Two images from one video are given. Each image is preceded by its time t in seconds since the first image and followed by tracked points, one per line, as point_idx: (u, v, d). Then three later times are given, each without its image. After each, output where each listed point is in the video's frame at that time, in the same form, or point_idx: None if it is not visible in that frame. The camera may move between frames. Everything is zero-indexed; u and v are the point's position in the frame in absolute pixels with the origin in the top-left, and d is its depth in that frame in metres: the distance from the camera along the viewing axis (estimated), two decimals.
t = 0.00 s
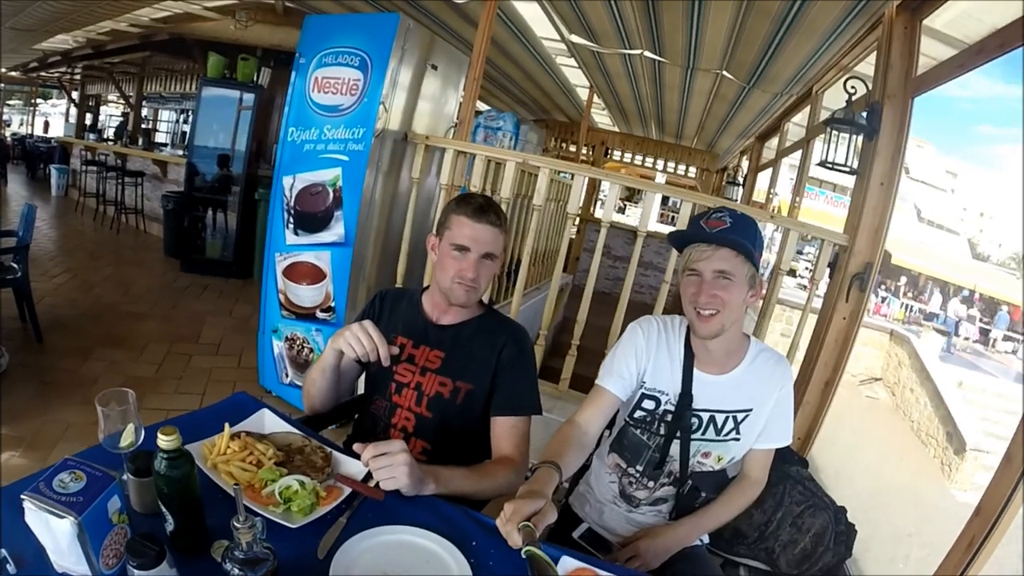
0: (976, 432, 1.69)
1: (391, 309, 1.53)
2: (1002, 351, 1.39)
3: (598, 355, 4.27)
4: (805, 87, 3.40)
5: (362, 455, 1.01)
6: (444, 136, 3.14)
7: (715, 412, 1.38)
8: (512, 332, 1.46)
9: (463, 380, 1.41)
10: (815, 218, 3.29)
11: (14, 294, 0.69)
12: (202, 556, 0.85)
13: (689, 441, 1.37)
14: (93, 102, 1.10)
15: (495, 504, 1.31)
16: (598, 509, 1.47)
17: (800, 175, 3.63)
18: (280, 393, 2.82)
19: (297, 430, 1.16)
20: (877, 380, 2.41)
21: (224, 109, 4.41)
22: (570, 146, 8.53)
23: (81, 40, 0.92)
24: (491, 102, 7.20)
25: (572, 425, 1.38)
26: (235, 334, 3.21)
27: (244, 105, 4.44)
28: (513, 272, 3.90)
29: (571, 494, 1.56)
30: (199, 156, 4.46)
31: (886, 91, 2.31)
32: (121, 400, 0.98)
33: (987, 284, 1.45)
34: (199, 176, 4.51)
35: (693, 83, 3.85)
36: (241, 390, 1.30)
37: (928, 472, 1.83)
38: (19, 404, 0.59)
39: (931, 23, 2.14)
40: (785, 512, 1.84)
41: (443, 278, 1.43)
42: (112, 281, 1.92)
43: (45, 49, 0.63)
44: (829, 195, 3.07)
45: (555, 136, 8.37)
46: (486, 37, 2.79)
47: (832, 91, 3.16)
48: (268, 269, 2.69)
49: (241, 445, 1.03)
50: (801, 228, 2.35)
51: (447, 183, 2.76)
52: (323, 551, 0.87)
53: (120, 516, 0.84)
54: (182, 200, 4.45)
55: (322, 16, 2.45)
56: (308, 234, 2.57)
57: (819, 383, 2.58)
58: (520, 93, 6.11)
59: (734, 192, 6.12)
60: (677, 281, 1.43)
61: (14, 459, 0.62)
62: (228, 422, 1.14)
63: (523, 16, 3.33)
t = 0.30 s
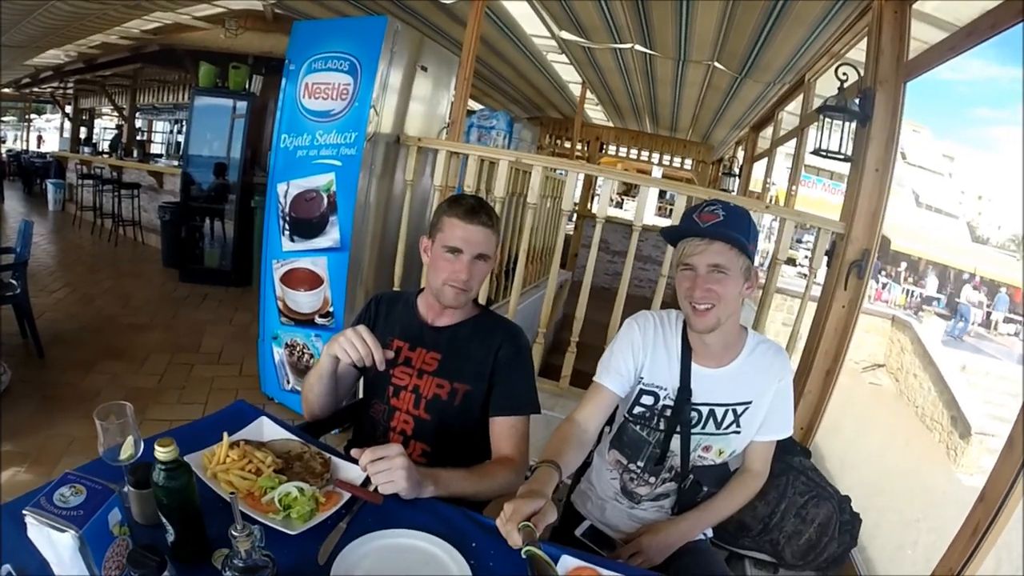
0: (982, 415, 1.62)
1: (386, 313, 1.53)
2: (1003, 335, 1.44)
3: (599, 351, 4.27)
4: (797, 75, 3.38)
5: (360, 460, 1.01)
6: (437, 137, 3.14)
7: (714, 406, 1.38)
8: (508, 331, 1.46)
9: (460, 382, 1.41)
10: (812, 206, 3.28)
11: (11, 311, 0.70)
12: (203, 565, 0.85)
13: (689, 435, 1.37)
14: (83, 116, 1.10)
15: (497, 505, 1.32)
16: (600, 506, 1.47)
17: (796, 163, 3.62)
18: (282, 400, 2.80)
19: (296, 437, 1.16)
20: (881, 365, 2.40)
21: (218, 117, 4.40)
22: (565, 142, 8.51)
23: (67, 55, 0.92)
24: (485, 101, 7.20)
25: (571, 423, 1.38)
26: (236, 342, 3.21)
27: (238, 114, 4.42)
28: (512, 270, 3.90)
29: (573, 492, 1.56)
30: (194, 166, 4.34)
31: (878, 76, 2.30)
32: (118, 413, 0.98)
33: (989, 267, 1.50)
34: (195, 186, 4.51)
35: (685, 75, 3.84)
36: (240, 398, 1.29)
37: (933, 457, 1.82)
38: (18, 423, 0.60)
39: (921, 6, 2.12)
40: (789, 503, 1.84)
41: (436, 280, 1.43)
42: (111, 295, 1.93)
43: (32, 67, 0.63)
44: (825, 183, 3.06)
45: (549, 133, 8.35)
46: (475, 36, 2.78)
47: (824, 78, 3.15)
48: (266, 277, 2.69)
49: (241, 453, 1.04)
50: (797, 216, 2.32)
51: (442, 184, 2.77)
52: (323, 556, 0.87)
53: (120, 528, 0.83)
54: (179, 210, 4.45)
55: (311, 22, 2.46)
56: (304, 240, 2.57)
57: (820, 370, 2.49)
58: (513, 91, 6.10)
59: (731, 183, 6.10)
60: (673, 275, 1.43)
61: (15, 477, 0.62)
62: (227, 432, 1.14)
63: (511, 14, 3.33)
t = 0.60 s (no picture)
0: (981, 408, 1.59)
1: (382, 314, 1.52)
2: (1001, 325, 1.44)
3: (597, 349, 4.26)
4: (791, 71, 3.39)
5: (359, 462, 1.01)
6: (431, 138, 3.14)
7: (713, 403, 1.38)
8: (504, 331, 1.45)
9: (458, 382, 1.41)
10: (807, 202, 3.28)
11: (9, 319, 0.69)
12: (203, 570, 0.85)
13: (688, 433, 1.38)
14: (78, 121, 1.09)
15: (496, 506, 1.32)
16: (599, 505, 1.47)
17: (790, 159, 3.62)
18: (280, 403, 2.77)
19: (294, 441, 1.16)
20: (878, 359, 2.33)
21: (211, 120, 4.38)
22: (560, 141, 8.50)
23: (60, 62, 0.91)
24: (479, 101, 7.19)
25: (570, 423, 1.38)
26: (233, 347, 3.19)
27: (232, 117, 4.38)
28: (508, 270, 3.90)
29: (572, 491, 1.56)
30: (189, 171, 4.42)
31: (872, 72, 2.31)
32: (116, 419, 0.98)
33: (984, 261, 1.54)
34: (190, 190, 4.49)
35: (679, 73, 3.84)
36: (238, 402, 1.29)
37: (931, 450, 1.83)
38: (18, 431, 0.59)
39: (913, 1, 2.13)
40: (788, 499, 1.86)
41: (420, 279, 1.43)
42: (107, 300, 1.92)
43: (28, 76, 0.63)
44: (820, 178, 3.06)
45: (544, 132, 8.34)
46: (468, 36, 2.78)
47: (817, 74, 3.15)
48: (261, 280, 2.68)
49: (239, 458, 1.03)
50: (791, 212, 2.37)
51: (437, 185, 2.75)
52: (323, 560, 0.87)
53: (120, 534, 0.83)
54: (174, 215, 4.43)
55: (304, 24, 2.46)
56: (299, 243, 2.57)
57: (817, 366, 2.51)
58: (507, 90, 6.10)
59: (726, 180, 6.11)
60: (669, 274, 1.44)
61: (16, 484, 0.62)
62: (225, 436, 1.14)
63: (504, 14, 3.34)
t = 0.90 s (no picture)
0: (980, 402, 1.58)
1: (379, 318, 1.52)
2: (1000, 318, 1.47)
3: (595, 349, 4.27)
4: (784, 68, 3.39)
5: (359, 464, 1.01)
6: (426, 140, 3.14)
7: (711, 401, 1.38)
8: (502, 332, 1.45)
9: (456, 385, 1.41)
10: (802, 198, 3.28)
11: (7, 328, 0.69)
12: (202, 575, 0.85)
13: (687, 430, 1.38)
14: (73, 129, 1.08)
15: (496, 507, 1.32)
16: (600, 504, 1.48)
17: (786, 156, 3.63)
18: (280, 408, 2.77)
19: (293, 445, 1.16)
20: (877, 354, 2.29)
21: (207, 127, 4.37)
22: (555, 141, 8.50)
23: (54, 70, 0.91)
24: (473, 103, 7.20)
25: (568, 424, 1.37)
26: (232, 352, 3.19)
27: (227, 123, 4.40)
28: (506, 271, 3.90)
29: (573, 490, 1.56)
30: (186, 177, 4.43)
31: (865, 67, 2.31)
32: (115, 425, 0.98)
33: (981, 254, 1.54)
34: (186, 196, 4.48)
35: (672, 71, 3.84)
36: (237, 407, 1.29)
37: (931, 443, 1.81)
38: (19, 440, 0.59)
39: None
40: (789, 495, 1.85)
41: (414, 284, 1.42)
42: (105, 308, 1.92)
43: (23, 83, 0.63)
44: (816, 174, 3.06)
45: (539, 133, 8.35)
46: (461, 38, 2.78)
47: (810, 70, 3.16)
48: (259, 285, 2.68)
49: (238, 462, 1.03)
50: (786, 208, 2.39)
51: (432, 188, 2.75)
52: (323, 563, 0.87)
53: (120, 540, 0.83)
54: (170, 221, 4.43)
55: (297, 29, 2.46)
56: (296, 247, 2.56)
57: (816, 361, 2.54)
58: (503, 92, 6.10)
59: (722, 177, 6.11)
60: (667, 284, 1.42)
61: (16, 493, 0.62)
62: (224, 441, 1.13)
63: (497, 15, 3.35)
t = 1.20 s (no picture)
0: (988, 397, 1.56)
1: (380, 323, 1.52)
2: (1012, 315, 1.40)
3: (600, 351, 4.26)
4: (782, 66, 3.39)
5: (358, 466, 1.01)
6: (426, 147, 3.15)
7: (711, 403, 1.37)
8: (503, 335, 1.46)
9: (459, 388, 1.41)
10: (804, 196, 3.27)
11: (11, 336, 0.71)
12: None
13: (687, 432, 1.37)
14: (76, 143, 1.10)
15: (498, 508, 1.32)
16: (602, 504, 1.48)
17: (786, 154, 3.63)
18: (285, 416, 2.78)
19: (295, 449, 1.16)
20: (885, 350, 2.22)
21: (209, 139, 4.41)
22: (556, 146, 8.53)
23: (54, 84, 0.93)
24: (473, 109, 7.23)
25: (566, 427, 1.38)
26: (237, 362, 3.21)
27: (228, 135, 4.43)
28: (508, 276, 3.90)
29: (575, 491, 1.56)
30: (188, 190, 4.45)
31: (860, 62, 2.31)
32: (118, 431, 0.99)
33: (984, 248, 1.53)
34: (190, 208, 4.52)
35: (670, 72, 3.85)
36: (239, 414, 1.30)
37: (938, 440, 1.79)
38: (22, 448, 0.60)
39: None
40: (794, 493, 1.83)
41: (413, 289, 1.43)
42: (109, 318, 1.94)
43: (23, 97, 0.64)
44: (817, 171, 3.05)
45: (540, 138, 8.39)
46: (458, 44, 2.80)
47: (807, 68, 3.15)
48: (262, 294, 2.70)
49: (240, 466, 1.04)
50: (785, 206, 2.47)
51: (432, 194, 2.76)
52: (324, 564, 0.87)
53: (122, 542, 0.83)
54: (175, 233, 4.47)
55: (295, 39, 2.48)
56: (298, 255, 2.58)
57: (819, 359, 2.58)
58: (502, 97, 6.13)
59: (724, 177, 6.10)
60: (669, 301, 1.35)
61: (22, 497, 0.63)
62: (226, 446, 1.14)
63: (493, 21, 3.37)
